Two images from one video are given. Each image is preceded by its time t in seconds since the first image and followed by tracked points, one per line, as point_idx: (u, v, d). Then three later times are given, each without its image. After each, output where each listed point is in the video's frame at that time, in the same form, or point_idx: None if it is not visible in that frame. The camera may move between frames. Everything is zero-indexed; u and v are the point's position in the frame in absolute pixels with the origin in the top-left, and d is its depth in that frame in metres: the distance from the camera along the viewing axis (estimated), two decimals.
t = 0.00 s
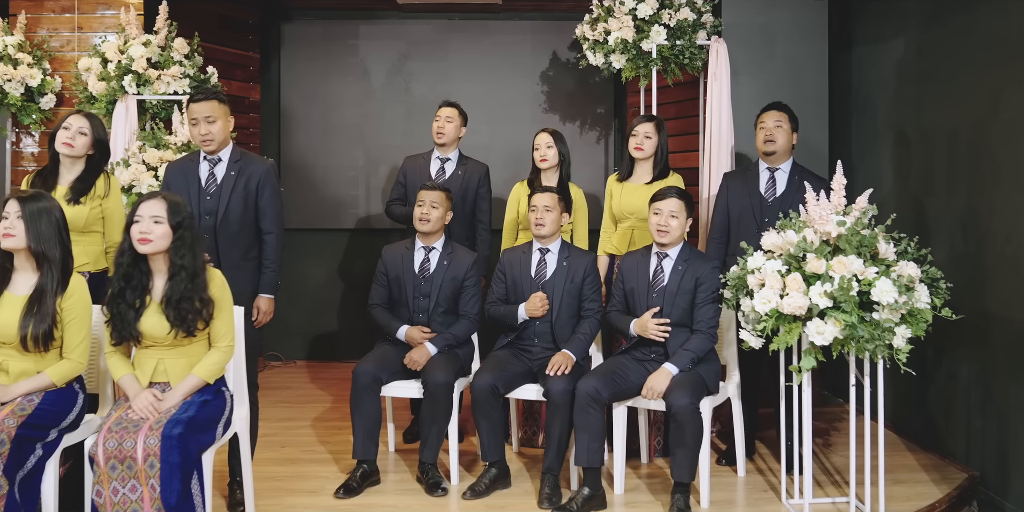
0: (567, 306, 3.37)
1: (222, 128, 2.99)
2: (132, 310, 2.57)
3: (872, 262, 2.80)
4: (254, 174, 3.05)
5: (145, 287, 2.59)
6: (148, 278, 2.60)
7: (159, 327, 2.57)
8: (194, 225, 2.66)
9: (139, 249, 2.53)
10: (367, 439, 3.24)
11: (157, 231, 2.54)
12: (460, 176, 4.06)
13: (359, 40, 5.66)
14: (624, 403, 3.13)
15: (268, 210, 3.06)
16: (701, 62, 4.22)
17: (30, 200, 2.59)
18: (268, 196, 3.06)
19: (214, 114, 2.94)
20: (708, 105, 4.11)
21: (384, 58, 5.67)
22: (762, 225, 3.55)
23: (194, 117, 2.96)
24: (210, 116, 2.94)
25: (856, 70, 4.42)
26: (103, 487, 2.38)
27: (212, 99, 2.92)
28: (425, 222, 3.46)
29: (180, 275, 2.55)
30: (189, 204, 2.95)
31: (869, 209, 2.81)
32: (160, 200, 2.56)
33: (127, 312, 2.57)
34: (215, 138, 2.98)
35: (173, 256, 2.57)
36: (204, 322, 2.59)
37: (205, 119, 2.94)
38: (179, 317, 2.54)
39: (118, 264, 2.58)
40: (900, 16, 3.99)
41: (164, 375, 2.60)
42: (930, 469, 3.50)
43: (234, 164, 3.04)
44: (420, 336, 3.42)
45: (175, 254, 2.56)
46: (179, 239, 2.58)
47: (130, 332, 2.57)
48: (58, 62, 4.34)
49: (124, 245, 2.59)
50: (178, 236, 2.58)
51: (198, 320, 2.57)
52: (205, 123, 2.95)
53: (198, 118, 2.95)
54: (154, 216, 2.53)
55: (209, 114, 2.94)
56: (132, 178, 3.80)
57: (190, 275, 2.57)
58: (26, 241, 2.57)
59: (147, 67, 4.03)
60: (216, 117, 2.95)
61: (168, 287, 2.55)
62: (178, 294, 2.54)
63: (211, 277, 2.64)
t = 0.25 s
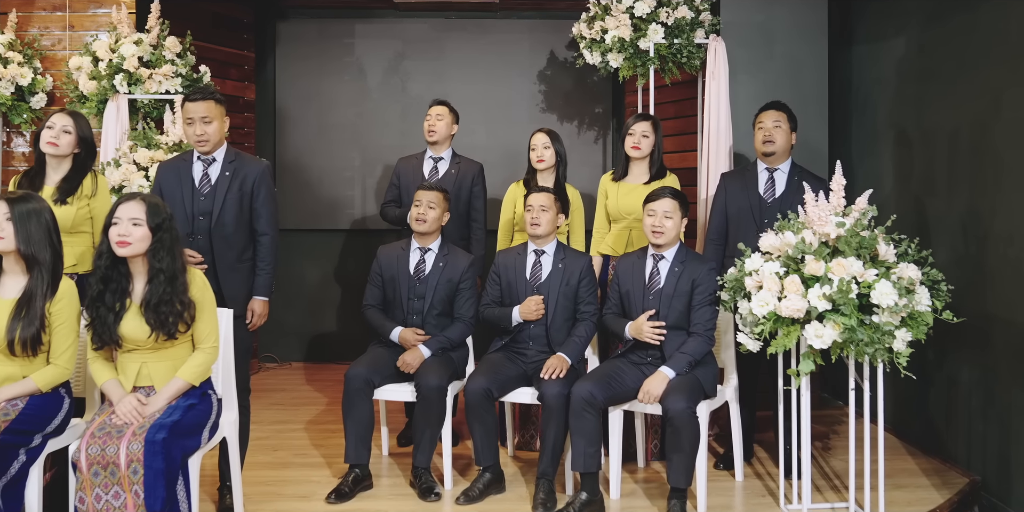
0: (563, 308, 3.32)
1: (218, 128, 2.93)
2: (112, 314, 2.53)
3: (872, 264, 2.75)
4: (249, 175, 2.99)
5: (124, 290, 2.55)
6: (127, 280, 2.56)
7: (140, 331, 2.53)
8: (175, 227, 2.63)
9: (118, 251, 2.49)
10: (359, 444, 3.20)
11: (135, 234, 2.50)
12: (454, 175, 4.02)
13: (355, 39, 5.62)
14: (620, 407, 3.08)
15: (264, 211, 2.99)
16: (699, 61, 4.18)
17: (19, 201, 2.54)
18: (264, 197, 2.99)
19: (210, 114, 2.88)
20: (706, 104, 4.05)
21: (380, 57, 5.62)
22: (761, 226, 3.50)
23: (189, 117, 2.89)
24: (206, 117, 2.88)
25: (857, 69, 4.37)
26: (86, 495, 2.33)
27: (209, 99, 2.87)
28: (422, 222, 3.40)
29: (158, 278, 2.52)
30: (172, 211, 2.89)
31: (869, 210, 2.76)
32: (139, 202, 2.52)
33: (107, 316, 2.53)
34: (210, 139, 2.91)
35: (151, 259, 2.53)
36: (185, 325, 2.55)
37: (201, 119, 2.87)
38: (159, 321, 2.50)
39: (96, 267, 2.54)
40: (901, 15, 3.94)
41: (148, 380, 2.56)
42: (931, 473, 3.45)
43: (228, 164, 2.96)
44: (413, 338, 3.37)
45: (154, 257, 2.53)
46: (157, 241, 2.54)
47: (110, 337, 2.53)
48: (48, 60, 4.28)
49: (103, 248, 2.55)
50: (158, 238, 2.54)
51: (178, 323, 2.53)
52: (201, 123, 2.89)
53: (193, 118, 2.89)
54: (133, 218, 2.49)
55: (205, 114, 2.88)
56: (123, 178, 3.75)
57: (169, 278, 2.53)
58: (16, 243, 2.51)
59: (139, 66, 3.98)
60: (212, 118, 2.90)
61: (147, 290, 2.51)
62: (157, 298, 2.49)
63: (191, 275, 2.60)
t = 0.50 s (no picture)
0: (558, 308, 3.28)
1: (211, 128, 2.89)
2: (99, 314, 2.49)
3: (870, 264, 2.71)
4: (242, 173, 2.95)
5: (111, 290, 2.51)
6: (114, 280, 2.52)
7: (127, 331, 2.49)
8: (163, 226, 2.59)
9: (105, 251, 2.46)
10: (352, 445, 3.16)
11: (123, 233, 2.46)
12: (448, 173, 3.98)
13: (351, 37, 5.58)
14: (615, 408, 3.04)
15: (256, 210, 2.96)
16: (697, 59, 4.14)
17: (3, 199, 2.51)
18: (256, 196, 2.95)
19: (205, 114, 2.84)
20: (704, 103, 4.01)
21: (377, 56, 5.59)
22: (758, 224, 3.47)
23: (182, 115, 2.85)
24: (201, 116, 2.84)
25: (856, 67, 4.33)
26: (71, 497, 2.30)
27: (206, 99, 2.84)
28: (415, 222, 3.38)
29: (145, 278, 2.48)
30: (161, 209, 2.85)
31: (867, 209, 2.73)
32: (127, 201, 2.49)
33: (93, 316, 2.48)
34: (202, 139, 2.87)
35: (139, 258, 2.49)
36: (173, 325, 2.51)
37: (196, 118, 2.83)
38: (146, 321, 2.46)
39: (82, 266, 2.50)
40: (900, 13, 3.91)
41: (135, 380, 2.52)
42: (930, 475, 3.41)
43: (221, 163, 2.93)
44: (407, 337, 3.34)
45: (141, 257, 2.49)
46: (145, 241, 2.51)
47: (97, 337, 2.48)
48: (40, 58, 4.26)
49: (89, 247, 2.51)
50: (146, 238, 2.50)
51: (165, 324, 2.49)
52: (195, 122, 2.84)
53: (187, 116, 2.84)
54: (121, 217, 2.46)
55: (201, 113, 2.84)
56: (114, 177, 3.73)
57: (156, 278, 2.49)
58: None
59: (131, 64, 3.95)
60: (207, 117, 2.86)
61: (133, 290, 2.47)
62: (144, 298, 2.46)
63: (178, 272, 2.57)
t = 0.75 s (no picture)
0: (554, 308, 3.25)
1: (206, 128, 2.87)
2: (89, 314, 2.44)
3: (868, 265, 2.68)
4: (231, 172, 2.91)
5: (102, 290, 2.47)
6: (105, 280, 2.48)
7: (117, 333, 2.44)
8: (158, 227, 2.54)
9: (98, 251, 2.41)
10: (344, 448, 3.13)
11: (117, 233, 2.42)
12: (444, 172, 3.95)
13: (348, 36, 5.54)
14: (610, 411, 2.99)
15: (245, 210, 2.92)
16: (694, 58, 4.11)
17: None
18: (245, 195, 2.92)
19: (201, 113, 2.83)
20: (701, 102, 3.97)
21: (374, 54, 5.55)
22: (753, 224, 3.43)
23: (177, 113, 2.83)
24: (197, 115, 2.83)
25: (855, 66, 4.29)
26: (56, 501, 2.27)
27: (201, 98, 2.83)
28: (406, 224, 3.35)
29: (137, 280, 2.43)
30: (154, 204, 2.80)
31: (865, 210, 2.69)
32: (122, 201, 2.44)
33: (84, 316, 2.44)
34: (196, 138, 2.85)
35: (131, 259, 2.45)
36: (164, 328, 2.46)
37: (191, 116, 2.82)
38: (136, 324, 2.41)
39: (74, 265, 2.46)
40: (900, 11, 3.87)
41: (124, 383, 2.47)
42: (928, 478, 3.38)
43: (210, 162, 2.89)
44: (400, 338, 3.30)
45: (135, 257, 2.44)
46: (139, 242, 2.46)
47: (86, 338, 2.44)
48: (32, 57, 4.22)
49: (82, 246, 2.46)
50: (141, 239, 2.46)
51: (155, 327, 2.44)
52: (190, 121, 2.82)
53: (181, 115, 2.82)
54: (116, 217, 2.42)
55: (195, 112, 2.83)
56: (105, 176, 3.71)
57: (149, 280, 2.44)
58: None
59: (124, 62, 3.92)
60: (202, 117, 2.84)
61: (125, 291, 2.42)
62: (136, 300, 2.41)
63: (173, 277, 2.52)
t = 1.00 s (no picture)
0: (546, 310, 3.22)
1: (190, 126, 2.82)
2: (77, 316, 2.40)
3: (861, 266, 2.64)
4: (215, 173, 2.88)
5: (92, 291, 2.42)
6: (96, 281, 2.43)
7: (105, 336, 2.40)
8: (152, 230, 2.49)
9: (90, 252, 2.37)
10: (333, 451, 3.09)
11: (111, 236, 2.37)
12: (437, 172, 3.91)
13: (342, 35, 5.51)
14: (601, 413, 2.97)
15: (227, 212, 2.88)
16: (689, 57, 4.07)
17: None
18: (227, 197, 2.89)
19: (186, 111, 2.78)
20: (696, 101, 3.94)
21: (368, 54, 5.52)
22: (743, 226, 3.40)
23: (161, 110, 2.78)
24: (181, 113, 2.78)
25: (851, 65, 4.26)
26: (37, 506, 2.24)
27: (186, 96, 2.77)
28: (393, 224, 3.32)
29: (129, 283, 2.39)
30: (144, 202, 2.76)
31: (858, 210, 2.65)
32: (116, 201, 2.40)
33: (72, 318, 2.40)
34: (179, 136, 2.81)
35: (124, 261, 2.40)
36: (153, 333, 2.42)
37: (175, 114, 2.77)
38: (126, 327, 2.36)
39: (66, 265, 2.42)
40: (896, 10, 3.83)
41: (109, 386, 2.42)
42: (924, 481, 3.34)
43: (194, 162, 2.87)
44: (391, 341, 3.27)
45: (127, 259, 2.40)
46: (133, 245, 2.41)
47: (74, 339, 2.40)
48: (21, 56, 4.19)
49: (75, 246, 2.42)
50: (134, 243, 2.41)
51: (144, 332, 2.40)
52: (173, 118, 2.78)
53: (165, 112, 2.77)
54: (110, 220, 2.37)
55: (180, 110, 2.78)
56: (94, 177, 3.67)
57: (140, 283, 2.40)
58: None
59: (113, 62, 3.89)
60: (187, 115, 2.80)
61: (116, 294, 2.38)
62: (127, 303, 2.37)
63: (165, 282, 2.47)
